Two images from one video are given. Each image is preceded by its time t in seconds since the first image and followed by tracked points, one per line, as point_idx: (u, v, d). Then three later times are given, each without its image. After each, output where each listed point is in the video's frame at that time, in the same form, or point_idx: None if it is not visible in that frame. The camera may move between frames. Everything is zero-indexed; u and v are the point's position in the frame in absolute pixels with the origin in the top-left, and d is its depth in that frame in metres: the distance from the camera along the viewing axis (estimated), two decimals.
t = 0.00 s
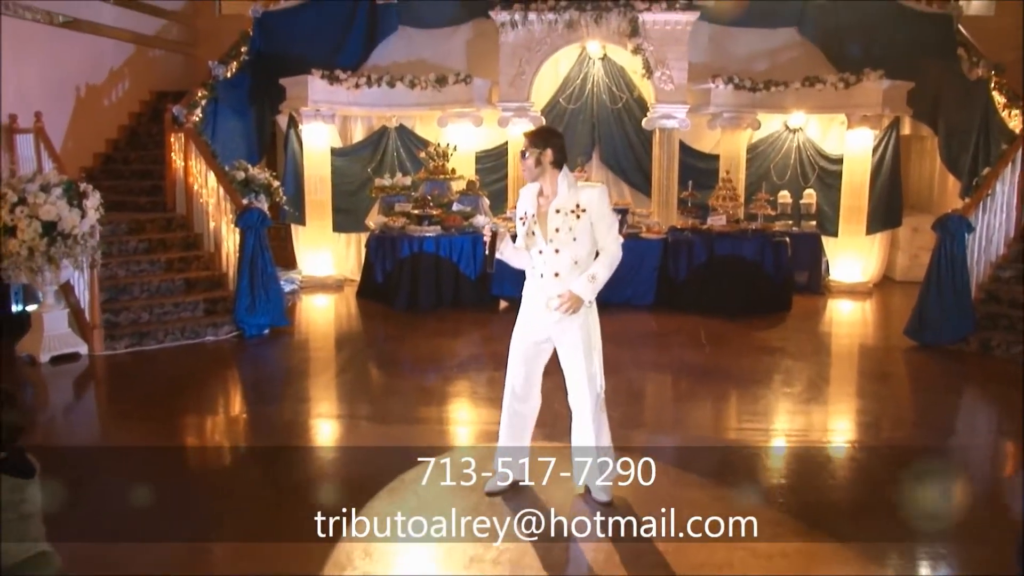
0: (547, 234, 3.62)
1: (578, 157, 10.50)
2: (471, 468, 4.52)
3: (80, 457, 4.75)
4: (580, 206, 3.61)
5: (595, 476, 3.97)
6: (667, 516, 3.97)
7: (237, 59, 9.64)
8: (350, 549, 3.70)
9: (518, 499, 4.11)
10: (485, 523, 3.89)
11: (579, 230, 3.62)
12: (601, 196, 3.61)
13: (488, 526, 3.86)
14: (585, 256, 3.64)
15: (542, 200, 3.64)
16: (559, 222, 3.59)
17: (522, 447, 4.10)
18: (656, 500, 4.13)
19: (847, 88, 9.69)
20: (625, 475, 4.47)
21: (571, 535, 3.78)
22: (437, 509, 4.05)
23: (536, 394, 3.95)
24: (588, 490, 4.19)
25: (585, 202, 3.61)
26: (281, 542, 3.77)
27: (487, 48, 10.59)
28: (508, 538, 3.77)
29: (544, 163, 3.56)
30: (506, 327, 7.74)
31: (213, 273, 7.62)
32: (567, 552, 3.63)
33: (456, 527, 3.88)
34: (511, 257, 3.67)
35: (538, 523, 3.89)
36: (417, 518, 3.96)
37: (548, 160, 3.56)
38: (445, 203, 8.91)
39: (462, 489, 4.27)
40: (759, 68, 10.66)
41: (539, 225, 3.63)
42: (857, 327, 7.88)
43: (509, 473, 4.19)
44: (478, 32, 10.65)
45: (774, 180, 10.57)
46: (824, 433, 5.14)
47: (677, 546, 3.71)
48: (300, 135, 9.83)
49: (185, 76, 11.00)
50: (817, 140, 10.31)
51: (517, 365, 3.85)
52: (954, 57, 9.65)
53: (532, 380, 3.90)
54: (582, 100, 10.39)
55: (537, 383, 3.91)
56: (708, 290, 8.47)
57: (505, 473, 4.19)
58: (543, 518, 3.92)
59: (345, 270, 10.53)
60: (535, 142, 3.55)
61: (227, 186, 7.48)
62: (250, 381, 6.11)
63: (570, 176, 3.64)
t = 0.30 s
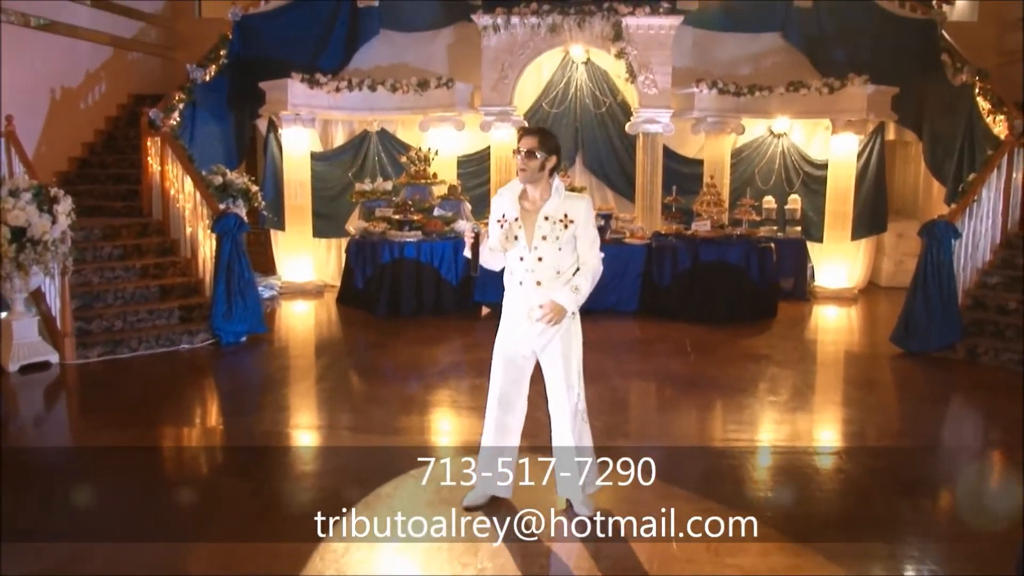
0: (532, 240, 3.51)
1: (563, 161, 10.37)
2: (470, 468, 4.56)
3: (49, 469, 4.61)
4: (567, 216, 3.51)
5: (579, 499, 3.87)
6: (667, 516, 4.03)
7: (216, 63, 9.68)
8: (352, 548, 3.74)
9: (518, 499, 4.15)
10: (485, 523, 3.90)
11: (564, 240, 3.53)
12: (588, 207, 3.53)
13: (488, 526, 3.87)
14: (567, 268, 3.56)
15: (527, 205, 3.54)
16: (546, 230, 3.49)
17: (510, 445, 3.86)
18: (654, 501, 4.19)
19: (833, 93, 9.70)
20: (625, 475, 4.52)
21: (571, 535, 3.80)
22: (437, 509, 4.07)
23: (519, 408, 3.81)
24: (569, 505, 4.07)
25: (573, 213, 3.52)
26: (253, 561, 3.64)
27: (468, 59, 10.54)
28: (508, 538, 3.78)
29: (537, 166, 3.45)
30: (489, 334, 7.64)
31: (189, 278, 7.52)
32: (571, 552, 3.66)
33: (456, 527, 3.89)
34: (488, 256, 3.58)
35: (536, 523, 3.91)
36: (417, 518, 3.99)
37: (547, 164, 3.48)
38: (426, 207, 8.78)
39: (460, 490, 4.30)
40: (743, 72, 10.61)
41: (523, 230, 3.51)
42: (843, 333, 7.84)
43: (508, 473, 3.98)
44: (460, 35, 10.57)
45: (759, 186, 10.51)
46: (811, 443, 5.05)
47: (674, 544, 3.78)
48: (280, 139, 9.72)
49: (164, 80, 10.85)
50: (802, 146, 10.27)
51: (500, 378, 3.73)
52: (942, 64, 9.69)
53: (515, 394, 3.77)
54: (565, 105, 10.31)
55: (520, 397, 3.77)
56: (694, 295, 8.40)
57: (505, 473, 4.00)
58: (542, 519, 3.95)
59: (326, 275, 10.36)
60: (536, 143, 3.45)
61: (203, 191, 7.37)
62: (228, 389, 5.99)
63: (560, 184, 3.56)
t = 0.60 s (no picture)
0: (517, 240, 3.41)
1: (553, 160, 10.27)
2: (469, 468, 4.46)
3: (25, 470, 4.48)
4: (554, 213, 3.40)
5: (571, 508, 3.68)
6: (668, 516, 3.96)
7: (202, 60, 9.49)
8: (337, 551, 3.61)
9: (516, 500, 4.09)
10: (485, 524, 3.82)
11: (552, 239, 3.41)
12: (576, 204, 3.41)
13: (488, 527, 3.79)
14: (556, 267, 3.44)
15: (514, 204, 3.45)
16: (531, 229, 3.37)
17: (492, 445, 3.69)
18: (652, 500, 4.13)
19: (826, 91, 9.57)
20: (624, 475, 4.44)
21: (570, 535, 3.74)
22: (433, 509, 3.98)
23: (505, 412, 3.66)
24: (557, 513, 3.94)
25: (560, 210, 3.40)
26: (231, 566, 3.51)
27: (462, 53, 10.38)
28: (509, 538, 3.70)
29: (516, 163, 3.36)
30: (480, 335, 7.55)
31: (174, 280, 7.42)
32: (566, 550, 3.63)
33: (456, 527, 3.80)
34: (471, 260, 3.57)
35: (535, 522, 3.86)
36: (417, 518, 3.89)
37: (527, 161, 3.38)
38: (416, 207, 8.67)
39: (452, 491, 4.16)
40: (736, 71, 10.53)
41: (508, 229, 3.42)
42: (836, 335, 7.77)
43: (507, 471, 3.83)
44: (449, 33, 10.41)
45: (752, 185, 10.46)
46: (804, 444, 4.98)
47: (668, 552, 3.65)
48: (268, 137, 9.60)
49: (150, 78, 10.70)
50: (795, 145, 10.21)
51: (486, 383, 3.60)
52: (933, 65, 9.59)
53: (500, 397, 3.63)
54: (557, 103, 10.22)
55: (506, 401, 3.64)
56: (686, 296, 8.30)
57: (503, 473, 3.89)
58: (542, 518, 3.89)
59: (313, 276, 10.32)
60: (513, 140, 3.37)
61: (188, 191, 7.28)
62: (212, 391, 5.88)
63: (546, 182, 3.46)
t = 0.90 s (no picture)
0: (514, 237, 3.32)
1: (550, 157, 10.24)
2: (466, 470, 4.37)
3: (12, 470, 4.38)
4: (552, 210, 3.32)
5: (564, 510, 3.58)
6: (668, 516, 3.89)
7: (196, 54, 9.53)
8: (328, 557, 3.51)
9: (515, 499, 4.02)
10: (485, 523, 3.75)
11: (549, 236, 3.33)
12: (574, 201, 3.33)
13: (488, 526, 3.72)
14: (554, 266, 3.35)
15: (511, 201, 3.37)
16: (527, 226, 3.29)
17: (486, 445, 3.58)
18: (651, 499, 4.06)
19: (825, 88, 9.49)
20: (625, 475, 4.36)
21: (568, 535, 3.68)
22: (432, 509, 3.92)
23: (501, 414, 3.56)
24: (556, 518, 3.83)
25: (557, 206, 3.33)
26: (222, 568, 3.42)
27: (454, 53, 10.33)
28: (509, 538, 3.64)
29: (511, 162, 3.29)
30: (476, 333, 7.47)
31: (165, 278, 7.31)
32: (562, 553, 3.54)
33: (456, 526, 3.74)
34: (465, 253, 3.48)
35: (531, 522, 3.79)
36: (416, 518, 3.83)
37: (523, 158, 3.32)
38: (411, 205, 8.63)
39: (447, 494, 4.07)
40: (735, 67, 10.45)
41: (505, 226, 3.33)
42: (835, 333, 7.70)
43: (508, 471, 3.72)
44: (446, 28, 10.32)
45: (751, 182, 10.39)
46: (804, 443, 4.91)
47: (667, 560, 3.53)
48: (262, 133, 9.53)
49: (142, 73, 10.59)
50: (795, 142, 10.16)
51: (481, 385, 3.50)
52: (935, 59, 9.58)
53: (496, 400, 3.53)
54: (554, 99, 10.14)
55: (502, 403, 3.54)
56: (684, 294, 8.22)
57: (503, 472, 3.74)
58: (537, 518, 3.83)
59: (309, 272, 10.28)
60: (506, 138, 3.28)
61: (180, 187, 7.18)
62: (205, 390, 5.79)
63: (543, 178, 3.38)
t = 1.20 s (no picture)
0: (516, 233, 3.26)
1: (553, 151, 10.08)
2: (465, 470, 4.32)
3: (9, 469, 4.32)
4: (555, 207, 3.27)
5: (570, 509, 3.53)
6: (668, 516, 3.84)
7: (196, 49, 9.42)
8: (328, 559, 3.45)
9: (516, 499, 3.96)
10: (485, 523, 3.69)
11: (552, 233, 3.27)
12: (577, 199, 3.29)
13: (489, 526, 3.67)
14: (555, 263, 3.30)
15: (514, 196, 3.29)
16: (532, 222, 3.23)
17: (489, 445, 3.51)
18: (654, 500, 4.00)
19: (831, 82, 9.40)
20: (625, 475, 4.30)
21: (569, 536, 3.62)
22: (434, 509, 3.86)
23: (502, 413, 3.49)
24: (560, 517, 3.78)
25: (562, 206, 3.27)
26: (220, 570, 3.36)
27: (459, 42, 10.21)
28: (509, 538, 3.59)
29: (526, 167, 3.19)
30: (478, 330, 7.41)
31: (165, 274, 7.28)
32: (565, 555, 3.48)
33: (456, 526, 3.68)
34: (462, 242, 3.40)
35: (531, 523, 3.72)
36: (417, 518, 3.77)
37: (535, 162, 3.23)
38: (413, 199, 8.62)
39: (448, 494, 4.01)
40: (738, 61, 10.36)
41: (509, 221, 3.25)
42: (840, 330, 7.64)
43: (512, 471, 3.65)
44: (447, 22, 10.23)
45: (755, 177, 10.33)
46: (808, 442, 4.85)
47: (673, 562, 3.46)
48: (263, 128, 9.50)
49: (142, 67, 10.52)
50: (799, 136, 10.05)
51: (483, 383, 3.43)
52: (941, 53, 9.50)
53: (498, 401, 3.46)
54: (557, 93, 10.06)
55: (504, 402, 3.47)
56: (688, 290, 8.15)
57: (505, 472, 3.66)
58: (536, 518, 3.77)
59: (310, 268, 10.23)
60: (523, 141, 3.16)
61: (179, 183, 7.14)
62: (204, 386, 5.75)
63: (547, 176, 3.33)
